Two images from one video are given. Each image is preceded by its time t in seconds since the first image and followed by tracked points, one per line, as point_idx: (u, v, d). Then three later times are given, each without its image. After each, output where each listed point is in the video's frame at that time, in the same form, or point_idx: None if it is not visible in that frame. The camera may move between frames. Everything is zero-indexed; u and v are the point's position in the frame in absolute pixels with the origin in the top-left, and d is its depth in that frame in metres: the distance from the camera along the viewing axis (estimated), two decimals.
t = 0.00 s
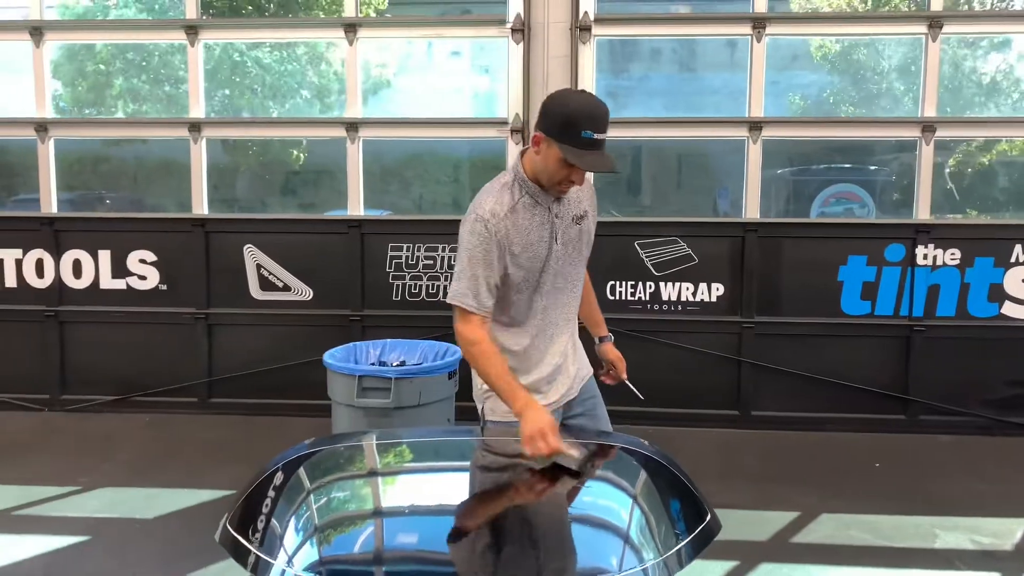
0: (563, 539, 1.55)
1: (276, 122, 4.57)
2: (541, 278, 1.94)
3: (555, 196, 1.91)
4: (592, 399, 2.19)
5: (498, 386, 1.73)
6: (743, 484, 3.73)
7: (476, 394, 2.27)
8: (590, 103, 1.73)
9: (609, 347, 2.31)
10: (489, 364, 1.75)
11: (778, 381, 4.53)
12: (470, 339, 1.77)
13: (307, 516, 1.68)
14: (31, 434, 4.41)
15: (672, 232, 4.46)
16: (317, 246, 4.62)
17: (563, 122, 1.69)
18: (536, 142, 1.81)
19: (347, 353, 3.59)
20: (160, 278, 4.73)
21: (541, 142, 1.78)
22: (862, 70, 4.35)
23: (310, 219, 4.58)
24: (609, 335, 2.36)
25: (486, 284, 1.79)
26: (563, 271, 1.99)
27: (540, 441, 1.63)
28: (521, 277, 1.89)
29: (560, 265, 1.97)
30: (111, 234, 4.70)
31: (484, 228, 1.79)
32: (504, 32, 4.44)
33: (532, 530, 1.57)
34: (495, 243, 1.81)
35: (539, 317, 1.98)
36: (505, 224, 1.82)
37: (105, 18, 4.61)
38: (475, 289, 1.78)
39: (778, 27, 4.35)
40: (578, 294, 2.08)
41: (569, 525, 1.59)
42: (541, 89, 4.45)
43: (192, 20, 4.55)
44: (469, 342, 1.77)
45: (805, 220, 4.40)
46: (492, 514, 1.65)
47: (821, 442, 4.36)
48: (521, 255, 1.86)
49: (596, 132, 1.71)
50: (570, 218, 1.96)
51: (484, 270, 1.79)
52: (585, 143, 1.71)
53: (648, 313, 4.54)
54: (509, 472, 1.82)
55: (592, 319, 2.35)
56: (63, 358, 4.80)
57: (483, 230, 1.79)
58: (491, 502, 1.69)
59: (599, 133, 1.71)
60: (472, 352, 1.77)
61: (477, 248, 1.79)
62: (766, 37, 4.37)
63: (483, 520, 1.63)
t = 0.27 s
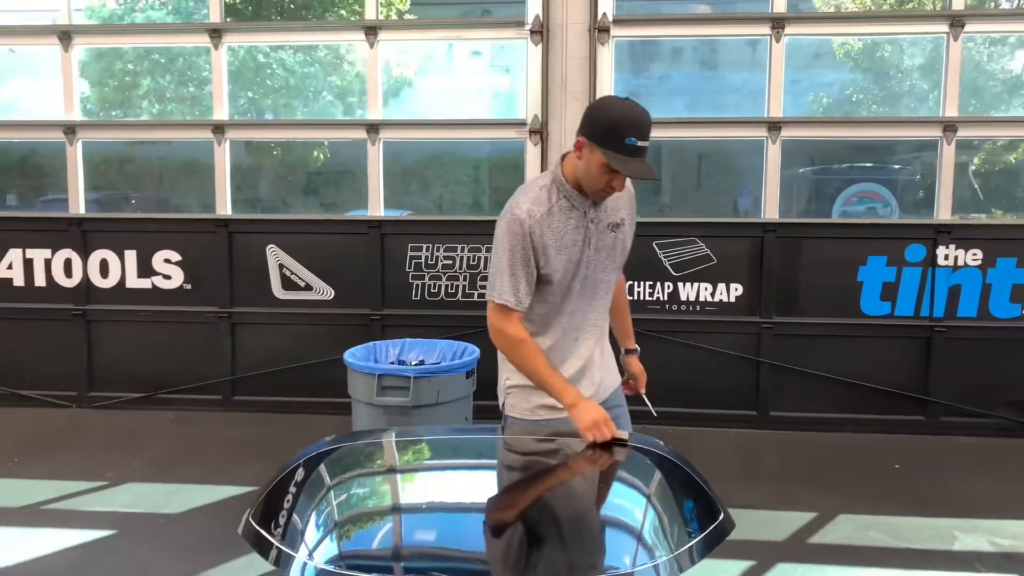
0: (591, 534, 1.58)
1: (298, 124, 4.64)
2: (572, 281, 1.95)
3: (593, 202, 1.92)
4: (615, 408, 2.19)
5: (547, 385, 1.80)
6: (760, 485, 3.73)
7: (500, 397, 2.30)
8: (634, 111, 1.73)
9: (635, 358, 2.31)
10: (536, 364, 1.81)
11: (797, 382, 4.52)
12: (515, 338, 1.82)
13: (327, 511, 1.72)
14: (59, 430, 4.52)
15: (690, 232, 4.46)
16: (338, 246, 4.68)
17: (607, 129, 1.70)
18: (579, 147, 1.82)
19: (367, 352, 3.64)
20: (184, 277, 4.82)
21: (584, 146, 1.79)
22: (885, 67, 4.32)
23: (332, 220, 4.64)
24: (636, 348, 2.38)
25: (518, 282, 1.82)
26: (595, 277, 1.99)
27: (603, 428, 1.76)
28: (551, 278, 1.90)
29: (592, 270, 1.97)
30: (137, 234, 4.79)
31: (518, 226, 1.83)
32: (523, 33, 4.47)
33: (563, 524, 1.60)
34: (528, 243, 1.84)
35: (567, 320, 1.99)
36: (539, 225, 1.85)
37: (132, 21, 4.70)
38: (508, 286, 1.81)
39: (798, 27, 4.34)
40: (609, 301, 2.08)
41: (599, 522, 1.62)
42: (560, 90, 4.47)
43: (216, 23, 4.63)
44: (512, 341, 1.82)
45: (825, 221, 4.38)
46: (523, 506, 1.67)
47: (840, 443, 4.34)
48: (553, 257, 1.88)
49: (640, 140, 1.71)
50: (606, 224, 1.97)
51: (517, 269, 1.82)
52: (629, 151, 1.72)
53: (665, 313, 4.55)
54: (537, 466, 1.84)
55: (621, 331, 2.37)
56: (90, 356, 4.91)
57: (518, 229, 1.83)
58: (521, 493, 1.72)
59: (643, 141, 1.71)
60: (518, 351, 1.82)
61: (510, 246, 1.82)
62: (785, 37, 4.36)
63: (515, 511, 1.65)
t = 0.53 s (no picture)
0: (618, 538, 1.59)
1: (312, 126, 4.68)
2: (612, 285, 1.94)
3: (641, 208, 1.90)
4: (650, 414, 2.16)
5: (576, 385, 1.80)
6: (773, 486, 3.73)
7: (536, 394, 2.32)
8: (692, 118, 1.71)
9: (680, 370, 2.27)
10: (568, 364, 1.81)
11: (810, 384, 4.51)
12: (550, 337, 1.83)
13: (343, 511, 1.74)
14: (79, 428, 4.60)
15: (704, 233, 4.48)
16: (353, 248, 4.74)
17: (665, 137, 1.68)
18: (636, 151, 1.80)
19: (382, 353, 3.68)
20: (201, 278, 4.89)
21: (640, 150, 1.78)
22: (900, 67, 4.30)
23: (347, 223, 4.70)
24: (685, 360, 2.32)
25: (559, 283, 1.83)
26: (638, 284, 1.97)
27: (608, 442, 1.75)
28: (592, 281, 1.90)
29: (634, 276, 1.95)
30: (155, 236, 4.88)
31: (562, 227, 1.84)
32: (537, 35, 4.49)
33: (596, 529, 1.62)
34: (571, 245, 1.85)
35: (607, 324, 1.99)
36: (583, 227, 1.85)
37: (150, 24, 4.76)
38: (547, 285, 1.83)
39: (812, 27, 4.33)
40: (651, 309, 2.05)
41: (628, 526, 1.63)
42: (574, 93, 4.49)
43: (233, 26, 4.69)
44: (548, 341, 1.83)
45: (836, 222, 4.39)
46: (559, 513, 1.70)
47: (853, 445, 4.34)
48: (596, 260, 1.87)
49: (698, 148, 1.70)
50: (653, 232, 1.94)
51: (558, 270, 1.83)
52: (687, 159, 1.70)
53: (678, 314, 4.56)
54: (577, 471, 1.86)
55: (669, 341, 2.33)
56: (109, 356, 4.99)
57: (561, 230, 1.84)
58: (558, 500, 1.75)
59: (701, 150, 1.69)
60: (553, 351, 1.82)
61: (553, 245, 1.84)
62: (800, 38, 4.35)
63: (551, 519, 1.68)
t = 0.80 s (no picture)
0: (630, 531, 1.62)
1: (319, 125, 4.70)
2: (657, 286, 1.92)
3: (691, 212, 1.87)
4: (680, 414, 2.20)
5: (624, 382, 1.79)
6: (780, 484, 3.74)
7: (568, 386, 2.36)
8: (753, 128, 1.68)
9: (725, 369, 2.24)
10: (616, 361, 1.80)
11: (817, 382, 4.52)
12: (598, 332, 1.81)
13: (354, 507, 1.76)
14: (89, 425, 4.64)
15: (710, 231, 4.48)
16: (360, 246, 4.77)
17: (730, 145, 1.66)
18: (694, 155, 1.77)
19: (390, 350, 3.70)
20: (210, 276, 4.92)
21: (699, 157, 1.75)
22: (907, 65, 4.30)
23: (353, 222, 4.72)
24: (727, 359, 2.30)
25: (605, 282, 1.81)
26: (681, 288, 1.95)
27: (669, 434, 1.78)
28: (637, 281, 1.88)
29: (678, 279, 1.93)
30: (164, 234, 4.91)
31: (610, 226, 1.83)
32: (544, 34, 4.49)
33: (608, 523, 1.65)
34: (619, 245, 1.83)
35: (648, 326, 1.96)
36: (631, 227, 1.83)
37: (158, 24, 4.79)
38: (594, 284, 1.81)
39: (819, 26, 4.33)
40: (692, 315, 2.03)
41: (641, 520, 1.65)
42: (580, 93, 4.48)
43: (241, 26, 4.71)
44: (594, 336, 1.82)
45: (844, 221, 4.39)
46: (574, 504, 1.74)
47: (859, 443, 4.34)
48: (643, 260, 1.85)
49: (759, 159, 1.67)
50: (700, 236, 1.92)
51: (605, 268, 1.82)
52: (748, 169, 1.68)
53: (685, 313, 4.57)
54: (600, 468, 1.89)
55: (710, 340, 2.32)
56: (118, 353, 5.03)
57: (610, 229, 1.83)
58: (576, 492, 1.79)
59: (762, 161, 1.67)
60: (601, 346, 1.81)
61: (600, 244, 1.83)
62: (807, 36, 4.35)
63: (565, 509, 1.72)
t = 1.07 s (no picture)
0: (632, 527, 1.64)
1: (320, 124, 4.71)
2: (692, 290, 1.88)
3: (729, 216, 1.84)
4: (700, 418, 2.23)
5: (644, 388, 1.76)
6: (783, 482, 3.75)
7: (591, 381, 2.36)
8: (801, 138, 1.67)
9: (737, 374, 2.26)
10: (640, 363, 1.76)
11: (819, 380, 4.53)
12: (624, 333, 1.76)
13: (362, 505, 1.76)
14: (93, 424, 4.65)
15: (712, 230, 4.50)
16: (362, 245, 4.78)
17: (780, 151, 1.64)
18: (739, 160, 1.75)
19: (394, 348, 3.71)
20: (213, 275, 4.93)
21: (746, 161, 1.72)
22: (908, 64, 4.31)
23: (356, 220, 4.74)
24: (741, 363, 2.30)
25: (645, 285, 1.76)
26: (712, 293, 1.92)
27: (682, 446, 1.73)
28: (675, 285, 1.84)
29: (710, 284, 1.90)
30: (167, 233, 4.92)
31: (652, 228, 1.78)
32: (547, 33, 4.49)
33: (610, 521, 1.67)
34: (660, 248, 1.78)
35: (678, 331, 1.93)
36: (672, 230, 1.78)
37: (160, 23, 4.80)
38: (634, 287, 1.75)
39: (821, 25, 4.33)
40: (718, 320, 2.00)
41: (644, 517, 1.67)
42: (583, 93, 4.51)
43: (244, 25, 4.71)
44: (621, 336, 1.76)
45: (846, 219, 4.40)
46: (578, 501, 1.77)
47: (862, 441, 4.35)
48: (681, 264, 1.81)
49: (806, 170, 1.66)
50: (733, 241, 1.89)
51: (646, 271, 1.76)
52: (795, 179, 1.66)
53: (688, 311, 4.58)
54: (607, 468, 1.91)
55: (726, 343, 2.30)
56: (121, 352, 5.04)
57: (651, 231, 1.77)
58: (580, 489, 1.81)
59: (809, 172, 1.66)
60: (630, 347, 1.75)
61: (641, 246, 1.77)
62: (809, 35, 4.35)
63: (568, 506, 1.75)
